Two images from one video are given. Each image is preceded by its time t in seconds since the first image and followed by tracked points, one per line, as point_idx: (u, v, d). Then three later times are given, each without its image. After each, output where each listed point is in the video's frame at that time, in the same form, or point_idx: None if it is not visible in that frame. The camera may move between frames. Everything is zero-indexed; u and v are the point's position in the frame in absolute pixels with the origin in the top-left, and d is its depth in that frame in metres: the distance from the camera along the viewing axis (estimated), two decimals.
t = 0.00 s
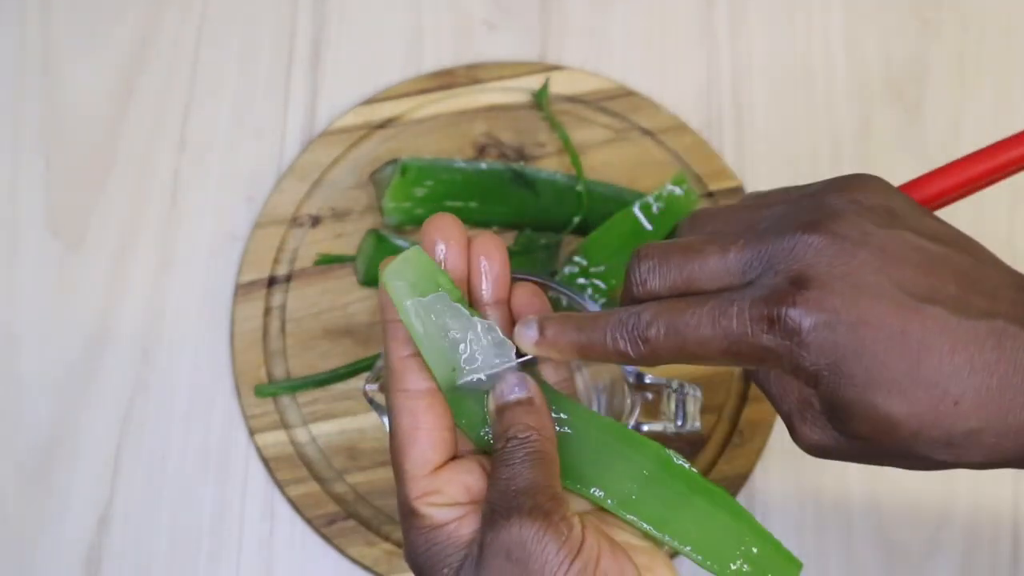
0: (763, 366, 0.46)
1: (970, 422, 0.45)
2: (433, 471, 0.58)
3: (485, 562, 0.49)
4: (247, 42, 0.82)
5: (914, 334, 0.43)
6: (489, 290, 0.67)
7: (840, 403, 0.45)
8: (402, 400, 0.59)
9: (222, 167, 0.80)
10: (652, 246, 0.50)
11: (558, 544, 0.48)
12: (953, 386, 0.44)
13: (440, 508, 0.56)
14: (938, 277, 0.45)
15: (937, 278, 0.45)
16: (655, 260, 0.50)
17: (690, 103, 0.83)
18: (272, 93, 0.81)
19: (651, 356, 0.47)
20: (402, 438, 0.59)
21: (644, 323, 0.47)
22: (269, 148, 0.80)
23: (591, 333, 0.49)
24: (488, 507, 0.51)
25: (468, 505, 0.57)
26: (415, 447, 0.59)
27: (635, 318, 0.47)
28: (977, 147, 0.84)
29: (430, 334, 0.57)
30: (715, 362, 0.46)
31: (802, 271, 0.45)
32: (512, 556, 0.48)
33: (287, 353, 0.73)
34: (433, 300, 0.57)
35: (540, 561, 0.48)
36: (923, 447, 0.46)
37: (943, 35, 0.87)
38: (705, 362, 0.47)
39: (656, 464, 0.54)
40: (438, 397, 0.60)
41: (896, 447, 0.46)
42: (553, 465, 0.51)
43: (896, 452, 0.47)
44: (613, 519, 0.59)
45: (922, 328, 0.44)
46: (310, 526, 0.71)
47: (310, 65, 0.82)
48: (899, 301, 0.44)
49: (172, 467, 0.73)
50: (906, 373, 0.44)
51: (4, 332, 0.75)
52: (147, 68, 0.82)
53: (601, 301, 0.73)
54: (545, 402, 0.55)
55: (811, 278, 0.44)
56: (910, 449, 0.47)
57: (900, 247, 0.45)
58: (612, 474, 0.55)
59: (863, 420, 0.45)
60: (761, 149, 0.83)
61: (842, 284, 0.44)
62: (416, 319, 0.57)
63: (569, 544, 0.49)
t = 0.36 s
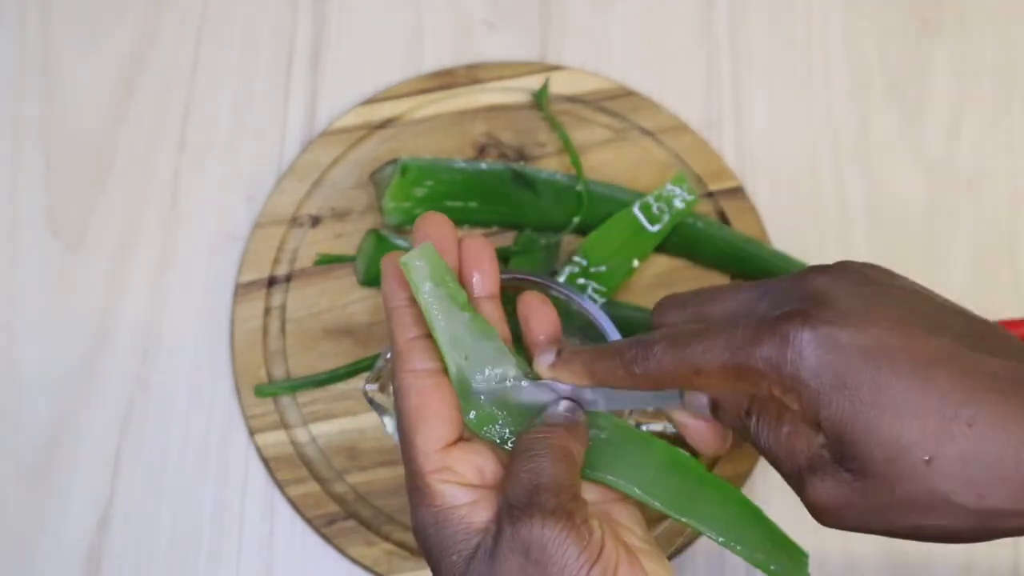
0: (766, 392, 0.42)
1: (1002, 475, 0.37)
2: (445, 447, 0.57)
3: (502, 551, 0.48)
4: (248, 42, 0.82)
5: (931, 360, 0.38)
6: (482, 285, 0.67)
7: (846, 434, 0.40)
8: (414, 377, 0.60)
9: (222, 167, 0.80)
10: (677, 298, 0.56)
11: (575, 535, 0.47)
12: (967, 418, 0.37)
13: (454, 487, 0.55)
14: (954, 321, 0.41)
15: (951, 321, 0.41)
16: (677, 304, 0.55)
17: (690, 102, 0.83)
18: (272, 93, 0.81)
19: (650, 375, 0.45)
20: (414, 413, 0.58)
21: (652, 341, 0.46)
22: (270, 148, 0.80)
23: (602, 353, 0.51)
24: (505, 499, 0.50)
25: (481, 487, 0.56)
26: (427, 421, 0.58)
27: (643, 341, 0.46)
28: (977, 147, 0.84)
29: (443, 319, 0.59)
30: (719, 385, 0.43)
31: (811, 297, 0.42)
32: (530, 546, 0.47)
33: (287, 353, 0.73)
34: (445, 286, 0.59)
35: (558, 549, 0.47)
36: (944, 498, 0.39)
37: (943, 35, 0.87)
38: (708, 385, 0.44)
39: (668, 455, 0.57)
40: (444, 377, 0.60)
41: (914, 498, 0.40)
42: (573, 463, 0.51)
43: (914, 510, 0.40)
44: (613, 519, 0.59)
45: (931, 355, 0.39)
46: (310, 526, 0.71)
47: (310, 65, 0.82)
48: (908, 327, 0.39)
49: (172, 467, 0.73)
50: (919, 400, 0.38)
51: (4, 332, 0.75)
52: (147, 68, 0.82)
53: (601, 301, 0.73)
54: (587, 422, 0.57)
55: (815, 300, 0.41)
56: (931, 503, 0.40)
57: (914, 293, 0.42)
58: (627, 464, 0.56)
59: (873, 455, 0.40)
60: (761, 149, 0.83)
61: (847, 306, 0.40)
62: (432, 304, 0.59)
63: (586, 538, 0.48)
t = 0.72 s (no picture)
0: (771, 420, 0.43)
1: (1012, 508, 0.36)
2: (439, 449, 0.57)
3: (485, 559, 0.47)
4: (247, 42, 0.83)
5: (945, 395, 0.38)
6: (474, 287, 0.67)
7: (854, 464, 0.39)
8: (408, 377, 0.59)
9: (222, 167, 0.80)
10: (686, 335, 0.57)
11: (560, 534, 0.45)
12: (964, 456, 0.37)
13: (447, 490, 0.54)
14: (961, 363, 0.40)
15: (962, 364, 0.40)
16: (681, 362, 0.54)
17: (690, 102, 0.83)
18: (272, 93, 0.81)
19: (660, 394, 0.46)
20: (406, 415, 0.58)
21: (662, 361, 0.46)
22: (270, 148, 0.80)
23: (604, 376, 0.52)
24: (488, 506, 0.49)
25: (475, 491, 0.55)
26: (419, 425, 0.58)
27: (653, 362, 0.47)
28: (977, 146, 0.84)
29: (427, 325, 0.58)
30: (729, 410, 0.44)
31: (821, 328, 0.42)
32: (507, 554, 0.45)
33: (287, 353, 0.73)
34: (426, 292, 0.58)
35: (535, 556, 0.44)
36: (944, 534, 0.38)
37: (943, 35, 0.87)
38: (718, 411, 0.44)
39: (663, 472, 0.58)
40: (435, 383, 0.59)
41: (929, 533, 0.38)
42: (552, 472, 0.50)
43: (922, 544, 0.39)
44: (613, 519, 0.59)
45: (936, 380, 0.39)
46: (310, 526, 0.71)
47: (310, 65, 0.82)
48: (914, 363, 0.39)
49: (172, 467, 0.73)
50: (932, 431, 0.38)
51: (5, 331, 0.75)
52: (147, 69, 0.82)
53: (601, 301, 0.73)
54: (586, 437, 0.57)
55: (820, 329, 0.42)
56: (948, 538, 0.38)
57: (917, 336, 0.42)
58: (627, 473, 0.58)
59: (884, 484, 0.38)
60: (761, 148, 0.83)
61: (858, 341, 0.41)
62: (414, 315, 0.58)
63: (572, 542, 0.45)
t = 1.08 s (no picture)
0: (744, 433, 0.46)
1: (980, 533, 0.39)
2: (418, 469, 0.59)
3: (463, 575, 0.47)
4: (248, 42, 0.83)
5: (915, 423, 0.41)
6: (475, 283, 0.68)
7: (820, 481, 0.43)
8: (379, 405, 0.61)
9: (223, 167, 0.80)
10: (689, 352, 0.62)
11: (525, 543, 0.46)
12: (932, 480, 0.40)
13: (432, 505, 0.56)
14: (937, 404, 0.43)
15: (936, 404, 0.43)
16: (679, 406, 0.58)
17: (690, 103, 0.83)
18: (272, 93, 0.81)
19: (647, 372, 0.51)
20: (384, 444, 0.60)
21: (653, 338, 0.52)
22: (270, 148, 0.80)
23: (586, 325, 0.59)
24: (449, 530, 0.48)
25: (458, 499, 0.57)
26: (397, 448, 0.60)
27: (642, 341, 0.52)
28: (976, 145, 0.84)
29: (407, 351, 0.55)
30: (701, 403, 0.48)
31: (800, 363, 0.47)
32: (487, 568, 0.45)
33: (287, 354, 0.73)
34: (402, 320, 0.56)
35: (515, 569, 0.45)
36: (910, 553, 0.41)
37: (943, 35, 0.87)
38: (688, 400, 0.49)
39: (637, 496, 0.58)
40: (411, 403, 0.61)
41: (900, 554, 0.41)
42: (495, 471, 0.48)
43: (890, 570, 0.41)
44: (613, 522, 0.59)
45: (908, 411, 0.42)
46: (310, 526, 0.71)
47: (310, 65, 0.82)
48: (885, 396, 0.43)
49: (172, 467, 0.73)
50: (906, 453, 0.41)
51: (5, 331, 0.75)
52: (147, 68, 0.82)
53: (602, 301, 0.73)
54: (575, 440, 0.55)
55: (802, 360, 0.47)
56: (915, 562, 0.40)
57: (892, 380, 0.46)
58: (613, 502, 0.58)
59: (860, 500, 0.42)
60: (761, 149, 0.83)
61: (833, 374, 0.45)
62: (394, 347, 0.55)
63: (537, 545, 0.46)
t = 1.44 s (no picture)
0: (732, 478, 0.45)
1: None
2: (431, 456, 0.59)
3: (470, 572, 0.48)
4: (247, 42, 0.83)
5: (906, 473, 0.40)
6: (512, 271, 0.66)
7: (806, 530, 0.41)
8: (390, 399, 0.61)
9: (223, 166, 0.80)
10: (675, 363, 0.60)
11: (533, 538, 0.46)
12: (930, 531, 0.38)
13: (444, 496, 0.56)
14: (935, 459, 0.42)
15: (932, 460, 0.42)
16: (668, 447, 0.56)
17: (690, 103, 0.83)
18: (272, 93, 0.81)
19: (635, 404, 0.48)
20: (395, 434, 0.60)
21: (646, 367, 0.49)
22: (270, 148, 0.80)
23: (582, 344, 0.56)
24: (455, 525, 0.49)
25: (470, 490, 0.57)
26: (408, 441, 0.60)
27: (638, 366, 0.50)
28: (977, 145, 0.84)
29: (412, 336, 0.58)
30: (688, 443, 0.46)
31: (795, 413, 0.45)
32: (493, 567, 0.46)
33: (287, 353, 0.73)
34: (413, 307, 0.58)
35: (525, 568, 0.45)
36: None
37: (943, 35, 0.87)
38: (681, 440, 0.47)
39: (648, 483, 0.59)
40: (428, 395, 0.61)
41: None
42: (498, 463, 0.48)
43: None
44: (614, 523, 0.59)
45: (903, 461, 0.41)
46: (310, 526, 0.71)
47: (310, 65, 0.82)
48: (880, 449, 0.42)
49: (172, 467, 0.73)
50: (897, 504, 0.39)
51: (5, 331, 0.75)
52: (147, 68, 0.82)
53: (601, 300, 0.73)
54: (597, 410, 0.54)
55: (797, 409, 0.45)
56: None
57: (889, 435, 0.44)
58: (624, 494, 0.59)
59: (850, 555, 0.40)
60: (761, 149, 0.83)
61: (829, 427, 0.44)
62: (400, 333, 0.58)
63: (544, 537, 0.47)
